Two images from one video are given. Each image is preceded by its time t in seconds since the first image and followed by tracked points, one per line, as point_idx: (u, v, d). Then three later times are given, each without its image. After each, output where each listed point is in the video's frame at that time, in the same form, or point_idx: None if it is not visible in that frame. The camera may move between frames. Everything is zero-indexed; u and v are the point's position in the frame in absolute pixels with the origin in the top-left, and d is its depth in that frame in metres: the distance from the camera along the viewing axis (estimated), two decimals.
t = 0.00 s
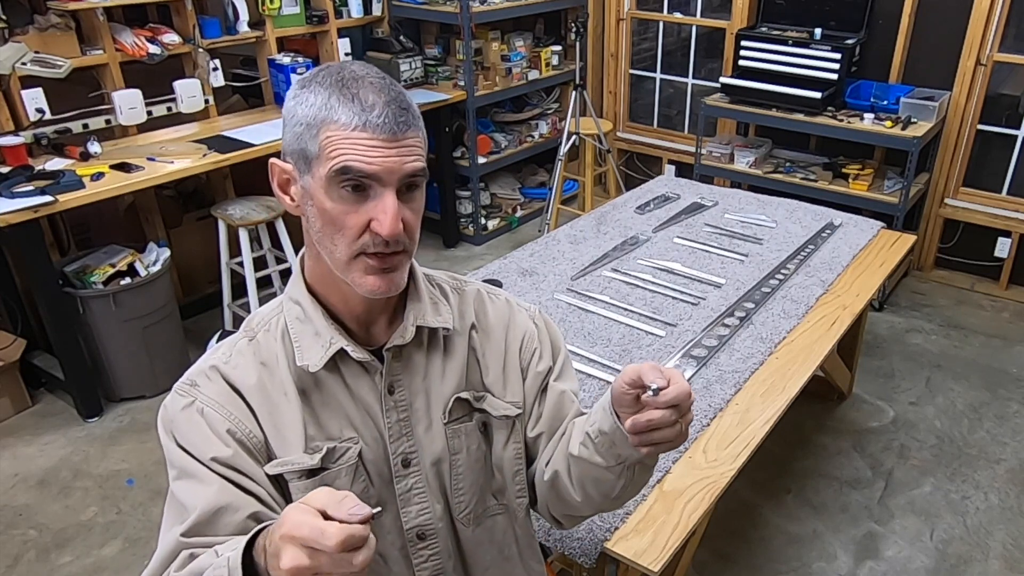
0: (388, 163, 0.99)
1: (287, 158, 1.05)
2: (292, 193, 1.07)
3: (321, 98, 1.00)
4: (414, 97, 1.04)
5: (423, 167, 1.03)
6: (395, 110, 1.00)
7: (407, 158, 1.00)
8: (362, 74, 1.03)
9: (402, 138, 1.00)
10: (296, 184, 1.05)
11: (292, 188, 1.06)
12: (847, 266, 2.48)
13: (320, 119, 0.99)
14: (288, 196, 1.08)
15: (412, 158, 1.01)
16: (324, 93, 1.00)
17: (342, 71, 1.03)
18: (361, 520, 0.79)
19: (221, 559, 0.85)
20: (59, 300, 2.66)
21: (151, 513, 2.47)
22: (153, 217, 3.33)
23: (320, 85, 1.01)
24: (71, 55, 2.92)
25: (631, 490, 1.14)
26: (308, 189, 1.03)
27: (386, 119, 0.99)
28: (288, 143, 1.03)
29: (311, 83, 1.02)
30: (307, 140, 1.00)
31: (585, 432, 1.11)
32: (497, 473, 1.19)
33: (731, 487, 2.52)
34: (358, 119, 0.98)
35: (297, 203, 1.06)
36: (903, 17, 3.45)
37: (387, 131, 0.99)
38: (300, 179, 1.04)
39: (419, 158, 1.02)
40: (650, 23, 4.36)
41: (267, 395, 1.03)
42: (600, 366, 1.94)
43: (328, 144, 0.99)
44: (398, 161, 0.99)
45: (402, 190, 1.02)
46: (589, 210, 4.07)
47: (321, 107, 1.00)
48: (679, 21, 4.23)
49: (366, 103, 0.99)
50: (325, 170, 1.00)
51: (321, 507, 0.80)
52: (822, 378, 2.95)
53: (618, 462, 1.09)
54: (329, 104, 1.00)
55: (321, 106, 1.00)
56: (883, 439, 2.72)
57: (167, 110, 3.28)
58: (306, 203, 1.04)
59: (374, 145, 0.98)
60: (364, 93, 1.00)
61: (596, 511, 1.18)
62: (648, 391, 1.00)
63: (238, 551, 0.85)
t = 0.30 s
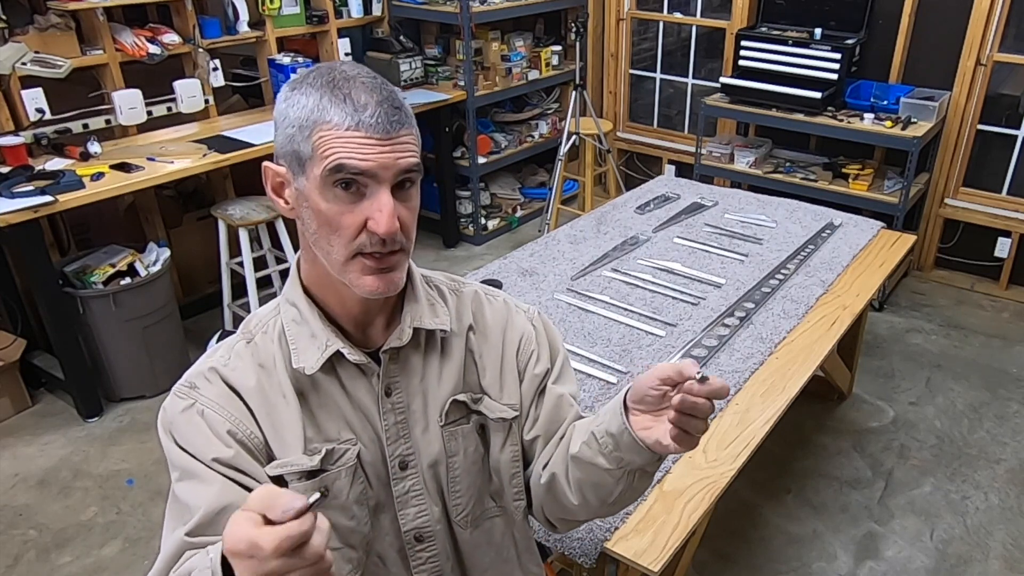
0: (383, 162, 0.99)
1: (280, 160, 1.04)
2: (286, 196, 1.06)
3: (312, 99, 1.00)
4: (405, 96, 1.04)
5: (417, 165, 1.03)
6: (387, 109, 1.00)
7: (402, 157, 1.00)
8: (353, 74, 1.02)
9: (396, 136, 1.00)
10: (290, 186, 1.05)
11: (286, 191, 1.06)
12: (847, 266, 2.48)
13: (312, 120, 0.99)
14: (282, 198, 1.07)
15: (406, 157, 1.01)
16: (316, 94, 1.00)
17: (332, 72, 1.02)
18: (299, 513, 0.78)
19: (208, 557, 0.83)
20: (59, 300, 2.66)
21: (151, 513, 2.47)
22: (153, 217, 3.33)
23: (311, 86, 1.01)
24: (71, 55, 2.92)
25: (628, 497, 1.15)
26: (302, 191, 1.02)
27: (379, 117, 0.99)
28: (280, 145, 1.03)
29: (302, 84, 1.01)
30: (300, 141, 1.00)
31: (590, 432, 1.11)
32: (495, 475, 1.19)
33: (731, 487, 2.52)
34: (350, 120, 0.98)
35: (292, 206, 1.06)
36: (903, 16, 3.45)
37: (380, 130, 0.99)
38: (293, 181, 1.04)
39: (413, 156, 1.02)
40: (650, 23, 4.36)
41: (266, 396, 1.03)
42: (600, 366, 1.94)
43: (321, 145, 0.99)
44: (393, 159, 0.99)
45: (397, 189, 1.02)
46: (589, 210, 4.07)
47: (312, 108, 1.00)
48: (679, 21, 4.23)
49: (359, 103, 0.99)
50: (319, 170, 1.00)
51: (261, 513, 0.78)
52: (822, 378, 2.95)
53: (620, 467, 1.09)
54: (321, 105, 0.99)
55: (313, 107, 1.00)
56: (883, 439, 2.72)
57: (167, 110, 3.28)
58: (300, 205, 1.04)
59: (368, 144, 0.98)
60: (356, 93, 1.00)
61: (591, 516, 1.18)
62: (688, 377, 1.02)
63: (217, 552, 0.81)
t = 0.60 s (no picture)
0: (390, 179, 0.99)
1: (282, 169, 1.03)
2: (288, 205, 1.06)
3: (318, 113, 0.99)
4: (412, 109, 1.03)
5: (423, 180, 1.03)
6: (395, 126, 0.99)
7: (408, 174, 1.00)
8: (359, 86, 1.01)
9: (404, 154, 0.99)
10: (292, 196, 1.04)
11: (287, 200, 1.05)
12: (847, 267, 2.48)
13: (318, 135, 0.98)
14: (283, 206, 1.07)
15: (412, 173, 1.01)
16: (321, 107, 0.99)
17: (338, 82, 1.01)
18: (416, 514, 0.80)
19: (231, 547, 0.86)
20: (59, 300, 2.66)
21: (151, 513, 2.47)
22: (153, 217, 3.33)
23: (316, 98, 0.99)
24: (71, 55, 2.92)
25: (624, 491, 1.15)
26: (306, 203, 1.02)
27: (387, 135, 0.98)
28: (283, 155, 1.02)
29: (307, 95, 1.00)
30: (304, 154, 0.99)
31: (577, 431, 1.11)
32: (496, 475, 1.19)
33: (731, 487, 2.52)
34: (358, 137, 0.97)
35: (294, 215, 1.06)
36: (903, 16, 3.45)
37: (388, 149, 0.98)
38: (297, 193, 1.03)
39: (419, 172, 1.02)
40: (650, 23, 4.36)
41: (265, 398, 1.03)
42: (600, 366, 1.94)
43: (326, 161, 0.98)
44: (400, 176, 0.99)
45: (403, 204, 1.02)
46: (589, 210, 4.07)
47: (318, 122, 0.98)
48: (680, 21, 4.23)
49: (366, 120, 0.98)
50: (324, 186, 0.99)
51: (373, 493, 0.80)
52: (822, 378, 2.95)
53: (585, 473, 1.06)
54: (327, 120, 0.98)
55: (319, 121, 0.98)
56: (883, 439, 2.72)
57: (167, 110, 3.28)
58: (303, 216, 1.03)
59: (375, 162, 0.98)
60: (363, 109, 0.99)
61: (594, 513, 1.18)
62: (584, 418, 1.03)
63: (250, 538, 0.85)
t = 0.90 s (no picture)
0: (386, 170, 0.98)
1: (280, 166, 1.03)
2: (286, 202, 1.06)
3: (314, 106, 0.99)
4: (408, 101, 1.03)
5: (420, 172, 1.03)
6: (390, 117, 0.99)
7: (405, 165, 1.00)
8: (354, 79, 1.01)
9: (400, 145, 0.99)
10: (290, 193, 1.04)
11: (285, 197, 1.05)
12: (847, 266, 2.48)
13: (313, 129, 0.98)
14: (281, 204, 1.07)
15: (408, 165, 1.00)
16: (316, 101, 0.99)
17: (333, 77, 1.01)
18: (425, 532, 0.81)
19: (238, 559, 0.86)
20: (59, 300, 2.66)
21: (151, 513, 2.47)
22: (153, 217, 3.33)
23: (311, 92, 1.00)
24: (71, 55, 2.92)
25: (619, 505, 1.15)
26: (303, 198, 1.02)
27: (382, 126, 0.98)
28: (280, 151, 1.02)
29: (302, 90, 1.00)
30: (301, 149, 0.99)
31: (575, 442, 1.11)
32: (495, 477, 1.19)
33: (731, 487, 2.52)
34: (353, 129, 0.97)
35: (292, 212, 1.06)
36: (903, 16, 3.45)
37: (383, 140, 0.98)
38: (294, 189, 1.03)
39: (416, 164, 1.02)
40: (650, 23, 4.36)
41: (266, 400, 1.03)
42: (600, 366, 1.94)
43: (322, 153, 0.98)
44: (396, 167, 0.99)
45: (400, 197, 1.02)
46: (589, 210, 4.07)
47: (313, 116, 0.98)
48: (679, 21, 4.23)
49: (360, 111, 0.98)
50: (321, 179, 0.99)
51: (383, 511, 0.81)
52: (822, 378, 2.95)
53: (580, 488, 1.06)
54: (322, 113, 0.98)
55: (314, 114, 0.99)
56: (883, 439, 2.72)
57: (167, 110, 3.28)
58: (301, 212, 1.03)
59: (371, 153, 0.98)
60: (357, 101, 0.99)
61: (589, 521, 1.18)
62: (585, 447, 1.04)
63: (257, 552, 0.85)
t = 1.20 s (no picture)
0: (387, 178, 0.98)
1: (283, 164, 1.04)
2: (287, 200, 1.06)
3: (320, 108, 0.99)
4: (416, 109, 1.02)
5: (422, 181, 1.02)
6: (395, 125, 0.98)
7: (406, 174, 0.99)
8: (363, 84, 1.01)
9: (403, 153, 0.99)
10: (291, 192, 1.04)
11: (287, 195, 1.06)
12: (847, 267, 2.48)
13: (318, 131, 0.98)
14: (283, 201, 1.07)
15: (410, 174, 1.00)
16: (324, 103, 0.99)
17: (342, 79, 1.01)
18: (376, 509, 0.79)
19: (232, 566, 0.86)
20: (58, 300, 2.66)
21: (151, 513, 2.47)
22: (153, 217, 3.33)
23: (319, 94, 1.00)
24: (71, 55, 2.92)
25: (618, 507, 1.14)
26: (304, 198, 1.02)
27: (386, 134, 0.97)
28: (284, 149, 1.02)
29: (310, 90, 1.00)
30: (304, 149, 0.99)
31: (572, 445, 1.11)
32: (494, 480, 1.20)
33: (731, 487, 2.52)
34: (356, 134, 0.97)
35: (293, 210, 1.06)
36: (903, 16, 3.45)
37: (386, 147, 0.97)
38: (296, 188, 1.03)
39: (418, 173, 1.01)
40: (650, 23, 4.36)
41: (265, 403, 1.03)
42: (600, 366, 1.94)
43: (324, 157, 0.98)
44: (397, 175, 0.99)
45: (400, 204, 1.02)
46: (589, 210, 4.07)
47: (319, 118, 0.98)
48: (679, 21, 4.23)
49: (366, 117, 0.98)
50: (321, 182, 0.99)
51: (331, 501, 0.79)
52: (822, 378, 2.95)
53: (597, 482, 1.08)
54: (328, 116, 0.98)
55: (319, 116, 0.99)
56: (883, 439, 2.72)
57: (167, 110, 3.28)
58: (301, 211, 1.04)
59: (372, 160, 0.97)
60: (364, 106, 0.99)
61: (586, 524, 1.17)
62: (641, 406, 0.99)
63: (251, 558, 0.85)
